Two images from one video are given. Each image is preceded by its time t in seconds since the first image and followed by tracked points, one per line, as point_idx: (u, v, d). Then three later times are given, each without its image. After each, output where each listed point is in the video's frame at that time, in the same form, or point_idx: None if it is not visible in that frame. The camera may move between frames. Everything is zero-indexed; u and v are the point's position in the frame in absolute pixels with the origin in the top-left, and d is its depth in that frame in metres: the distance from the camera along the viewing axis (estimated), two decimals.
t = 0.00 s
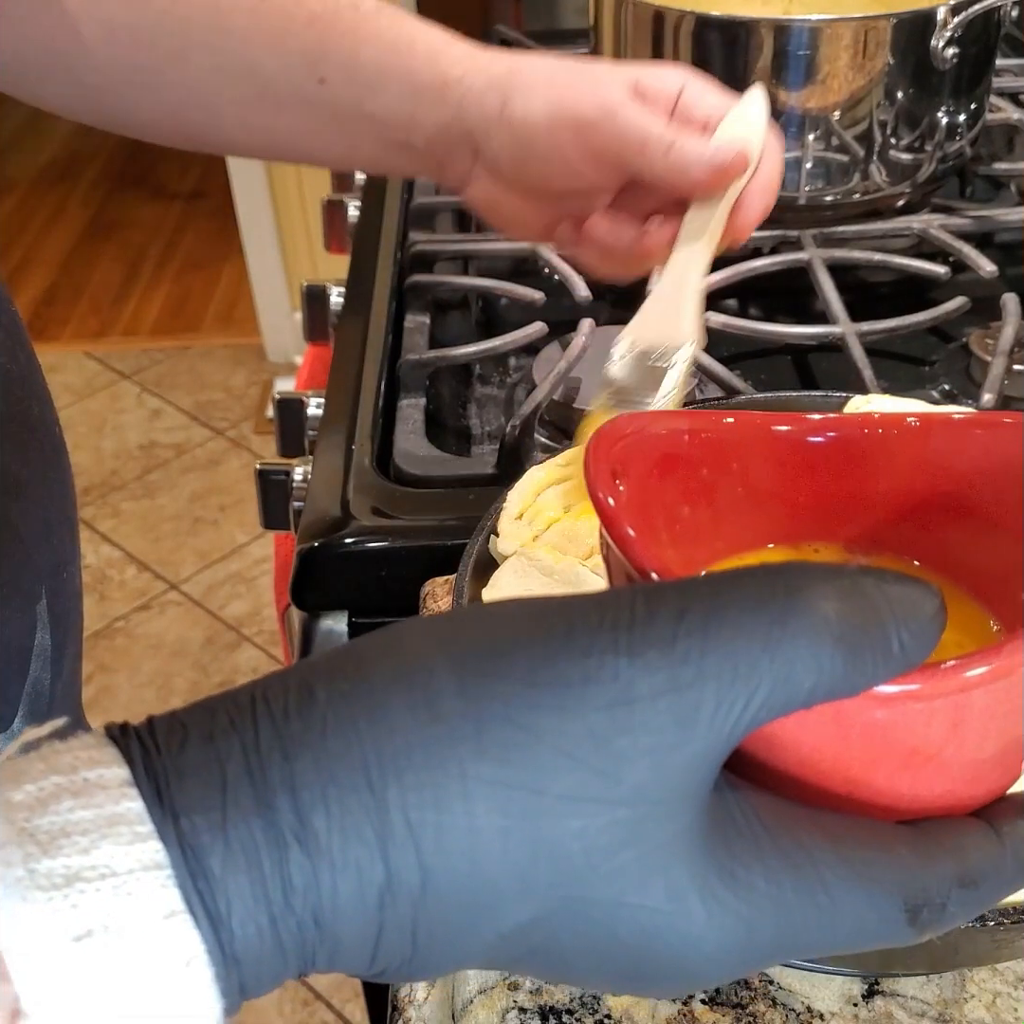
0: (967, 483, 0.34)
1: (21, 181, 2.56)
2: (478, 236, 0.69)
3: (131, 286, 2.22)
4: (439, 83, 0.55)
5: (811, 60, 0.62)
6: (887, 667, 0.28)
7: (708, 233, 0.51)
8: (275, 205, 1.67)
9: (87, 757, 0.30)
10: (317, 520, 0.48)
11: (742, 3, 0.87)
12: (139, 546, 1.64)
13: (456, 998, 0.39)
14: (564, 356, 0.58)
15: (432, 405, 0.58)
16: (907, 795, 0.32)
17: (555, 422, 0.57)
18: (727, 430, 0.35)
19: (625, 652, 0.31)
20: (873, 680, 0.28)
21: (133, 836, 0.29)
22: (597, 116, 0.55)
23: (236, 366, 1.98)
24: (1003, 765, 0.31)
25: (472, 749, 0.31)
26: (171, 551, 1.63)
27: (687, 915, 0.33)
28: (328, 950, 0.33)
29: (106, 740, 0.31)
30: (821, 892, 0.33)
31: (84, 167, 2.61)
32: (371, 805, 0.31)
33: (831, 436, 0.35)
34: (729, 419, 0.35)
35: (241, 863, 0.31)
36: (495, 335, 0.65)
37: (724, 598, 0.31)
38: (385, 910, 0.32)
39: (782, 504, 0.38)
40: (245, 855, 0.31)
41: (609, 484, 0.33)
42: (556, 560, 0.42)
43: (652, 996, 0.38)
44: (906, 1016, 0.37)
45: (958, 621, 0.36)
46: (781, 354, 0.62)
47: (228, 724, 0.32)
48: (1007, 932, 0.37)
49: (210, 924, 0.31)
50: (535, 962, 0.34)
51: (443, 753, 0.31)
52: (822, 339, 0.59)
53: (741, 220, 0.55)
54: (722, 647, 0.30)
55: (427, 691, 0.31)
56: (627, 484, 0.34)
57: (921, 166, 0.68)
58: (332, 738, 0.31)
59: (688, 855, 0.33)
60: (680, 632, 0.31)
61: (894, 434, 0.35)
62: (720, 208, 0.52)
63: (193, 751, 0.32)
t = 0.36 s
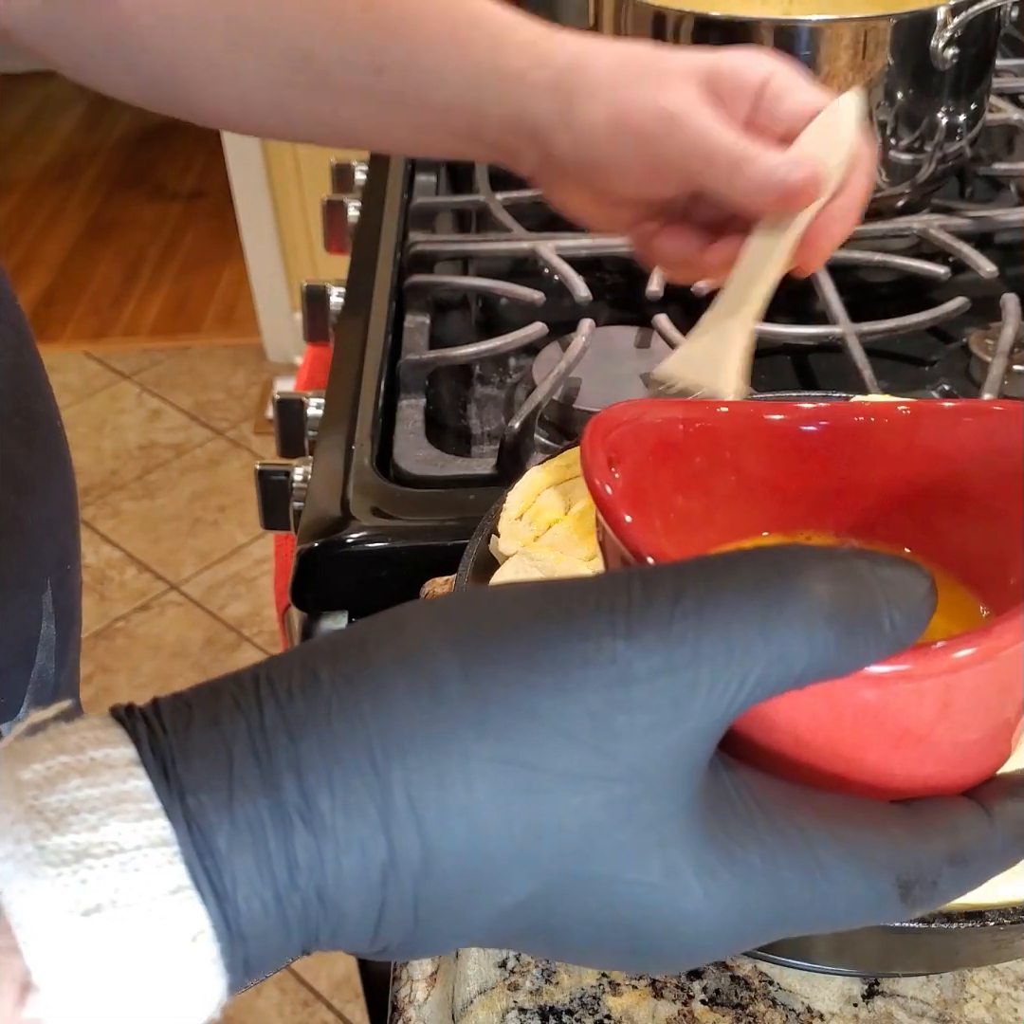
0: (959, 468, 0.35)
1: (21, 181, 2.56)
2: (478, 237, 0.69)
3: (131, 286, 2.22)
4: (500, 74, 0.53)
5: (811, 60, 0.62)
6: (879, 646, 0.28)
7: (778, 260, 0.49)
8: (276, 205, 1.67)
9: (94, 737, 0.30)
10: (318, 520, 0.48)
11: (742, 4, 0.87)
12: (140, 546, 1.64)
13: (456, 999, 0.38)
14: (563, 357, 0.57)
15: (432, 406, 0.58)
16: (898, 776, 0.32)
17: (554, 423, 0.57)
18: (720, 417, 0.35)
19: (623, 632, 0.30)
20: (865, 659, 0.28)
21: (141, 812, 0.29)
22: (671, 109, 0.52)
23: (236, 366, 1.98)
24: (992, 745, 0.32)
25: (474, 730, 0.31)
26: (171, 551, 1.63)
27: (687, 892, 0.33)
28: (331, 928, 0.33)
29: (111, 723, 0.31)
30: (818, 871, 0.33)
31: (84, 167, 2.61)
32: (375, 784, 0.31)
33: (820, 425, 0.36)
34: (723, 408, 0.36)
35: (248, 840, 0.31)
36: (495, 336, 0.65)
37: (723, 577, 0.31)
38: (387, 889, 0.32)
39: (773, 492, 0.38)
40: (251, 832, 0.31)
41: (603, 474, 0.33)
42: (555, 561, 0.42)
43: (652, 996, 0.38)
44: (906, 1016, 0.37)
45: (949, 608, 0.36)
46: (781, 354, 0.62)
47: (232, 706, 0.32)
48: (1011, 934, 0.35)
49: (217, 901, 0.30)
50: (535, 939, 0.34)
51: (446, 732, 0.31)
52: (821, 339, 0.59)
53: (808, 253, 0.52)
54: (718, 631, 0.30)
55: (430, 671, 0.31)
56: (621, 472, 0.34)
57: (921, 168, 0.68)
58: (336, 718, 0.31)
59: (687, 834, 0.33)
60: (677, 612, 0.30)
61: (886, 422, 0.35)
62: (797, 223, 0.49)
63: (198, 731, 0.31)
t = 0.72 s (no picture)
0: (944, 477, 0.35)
1: (21, 182, 2.56)
2: (478, 238, 0.68)
3: (131, 286, 2.22)
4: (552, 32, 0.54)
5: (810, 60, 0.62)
6: (863, 659, 0.28)
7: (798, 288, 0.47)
8: (275, 204, 1.67)
9: (83, 743, 0.30)
10: (318, 520, 0.48)
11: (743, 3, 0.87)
12: (140, 546, 1.64)
13: (456, 999, 0.38)
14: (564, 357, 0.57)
15: (433, 406, 0.58)
16: (882, 787, 0.32)
17: (555, 423, 0.57)
18: (710, 427, 0.36)
19: (610, 644, 0.30)
20: (851, 673, 0.28)
21: (128, 818, 0.29)
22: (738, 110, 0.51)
23: (236, 366, 1.98)
24: (977, 758, 0.32)
25: (459, 738, 0.31)
26: (171, 551, 1.63)
27: (669, 897, 0.34)
28: (316, 933, 0.33)
29: (100, 728, 0.31)
30: (801, 881, 0.34)
31: (84, 167, 2.61)
32: (360, 792, 0.31)
33: (813, 434, 0.36)
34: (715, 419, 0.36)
35: (234, 846, 0.31)
36: (495, 336, 0.65)
37: (709, 586, 0.30)
38: (372, 895, 0.32)
39: (764, 502, 0.38)
40: (237, 839, 0.31)
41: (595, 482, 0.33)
42: (558, 561, 0.42)
43: (652, 996, 0.37)
44: (906, 1016, 0.37)
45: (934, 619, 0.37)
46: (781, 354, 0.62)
47: (220, 713, 0.32)
48: (1010, 935, 0.34)
49: (203, 907, 0.30)
50: (519, 943, 0.35)
51: (431, 740, 0.31)
52: (822, 340, 0.59)
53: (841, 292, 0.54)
54: (703, 644, 0.30)
55: (417, 681, 0.31)
56: (615, 482, 0.34)
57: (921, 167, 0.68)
58: (323, 727, 0.31)
59: (670, 842, 0.33)
60: (662, 625, 0.30)
61: (875, 432, 0.35)
62: (831, 265, 0.46)
63: (187, 736, 0.31)
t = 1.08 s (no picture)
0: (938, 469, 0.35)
1: (20, 182, 2.56)
2: (478, 238, 0.68)
3: (131, 286, 2.22)
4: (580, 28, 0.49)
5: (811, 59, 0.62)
6: (855, 661, 0.28)
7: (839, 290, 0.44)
8: (276, 205, 1.67)
9: (78, 750, 0.30)
10: (319, 520, 0.48)
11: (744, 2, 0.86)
12: (139, 547, 1.64)
13: (456, 998, 0.38)
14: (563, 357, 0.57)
15: (432, 406, 0.58)
16: (875, 785, 0.32)
17: (554, 423, 0.57)
18: (703, 425, 0.35)
19: (603, 648, 0.31)
20: (843, 674, 0.28)
21: (124, 827, 0.29)
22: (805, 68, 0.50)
23: (236, 366, 1.98)
24: (970, 754, 0.31)
25: (453, 741, 0.31)
26: (171, 551, 1.63)
27: (663, 899, 0.34)
28: (313, 936, 0.33)
29: (96, 735, 0.31)
30: (793, 880, 0.34)
31: (84, 167, 2.61)
32: (356, 796, 0.31)
33: (806, 431, 0.36)
34: (708, 415, 0.35)
35: (229, 853, 0.31)
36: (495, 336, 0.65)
37: (701, 590, 0.31)
38: (369, 899, 0.33)
39: (758, 498, 0.38)
40: (232, 845, 0.31)
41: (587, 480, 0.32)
42: (557, 562, 0.42)
43: (653, 997, 0.38)
44: (906, 1017, 0.37)
45: (932, 617, 0.36)
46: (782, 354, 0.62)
47: (215, 719, 0.32)
48: (1010, 934, 0.34)
49: (200, 912, 0.31)
50: (515, 945, 0.35)
51: (425, 743, 0.31)
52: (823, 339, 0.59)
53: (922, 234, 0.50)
54: (695, 647, 0.30)
55: (411, 684, 0.31)
56: (606, 481, 0.33)
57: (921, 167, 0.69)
58: (318, 732, 0.31)
59: (664, 842, 0.34)
60: (655, 629, 0.31)
61: (868, 429, 0.35)
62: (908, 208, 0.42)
63: (182, 744, 0.32)
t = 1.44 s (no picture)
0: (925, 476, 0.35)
1: (19, 181, 2.56)
2: (478, 237, 0.68)
3: (130, 285, 2.22)
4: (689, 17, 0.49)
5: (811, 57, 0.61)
6: (843, 667, 0.28)
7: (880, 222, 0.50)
8: (275, 204, 1.67)
9: (65, 757, 0.30)
10: (318, 520, 0.48)
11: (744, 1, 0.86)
12: (138, 547, 1.64)
13: (456, 999, 0.38)
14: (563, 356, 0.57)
15: (432, 405, 0.58)
16: (861, 792, 0.32)
17: (554, 422, 0.57)
18: (693, 429, 0.35)
19: (590, 656, 0.31)
20: (829, 681, 0.28)
21: (114, 834, 0.29)
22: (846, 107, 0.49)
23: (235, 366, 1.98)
24: (955, 758, 0.32)
25: (442, 748, 0.31)
26: (170, 551, 1.63)
27: (652, 906, 0.33)
28: (301, 943, 0.33)
29: (85, 742, 0.31)
30: (780, 885, 0.34)
31: (83, 166, 2.61)
32: (343, 802, 0.31)
33: (794, 436, 0.35)
34: (695, 420, 0.35)
35: (218, 860, 0.31)
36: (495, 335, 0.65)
37: (689, 598, 0.30)
38: (358, 906, 0.32)
39: (745, 503, 0.38)
40: (221, 852, 0.31)
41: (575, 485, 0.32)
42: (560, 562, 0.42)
43: (653, 998, 0.37)
44: (908, 1018, 0.36)
45: (917, 626, 0.37)
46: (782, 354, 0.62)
47: (203, 727, 0.32)
48: (1011, 936, 0.34)
49: (189, 920, 0.30)
50: (505, 952, 0.34)
51: (414, 749, 0.31)
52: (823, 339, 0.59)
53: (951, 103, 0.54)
54: (683, 656, 0.30)
55: (399, 692, 0.31)
56: (594, 486, 0.34)
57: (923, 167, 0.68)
58: (306, 739, 0.31)
59: (653, 851, 0.33)
60: (643, 637, 0.30)
61: (856, 436, 0.35)
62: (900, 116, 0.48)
63: (171, 752, 0.31)
